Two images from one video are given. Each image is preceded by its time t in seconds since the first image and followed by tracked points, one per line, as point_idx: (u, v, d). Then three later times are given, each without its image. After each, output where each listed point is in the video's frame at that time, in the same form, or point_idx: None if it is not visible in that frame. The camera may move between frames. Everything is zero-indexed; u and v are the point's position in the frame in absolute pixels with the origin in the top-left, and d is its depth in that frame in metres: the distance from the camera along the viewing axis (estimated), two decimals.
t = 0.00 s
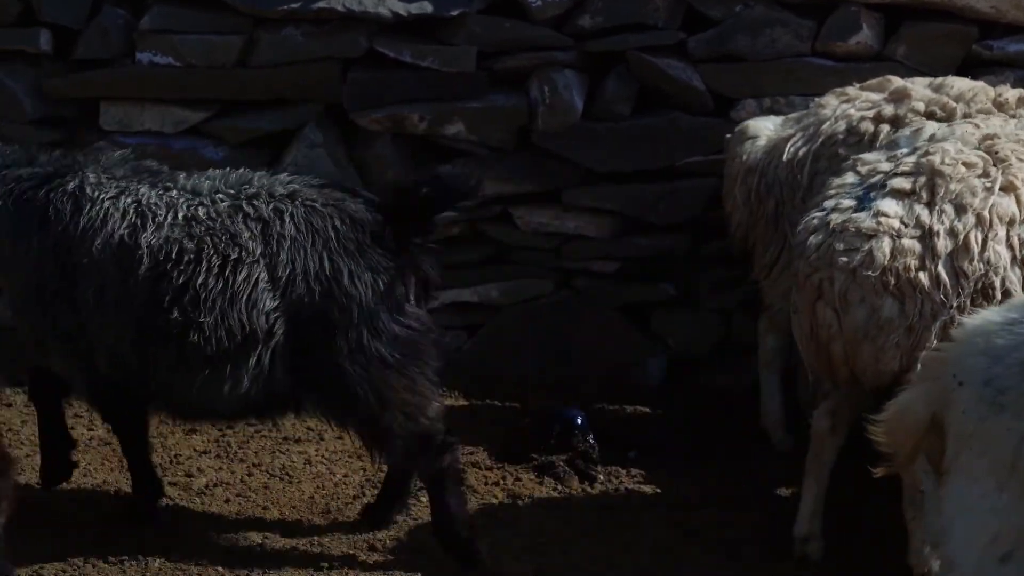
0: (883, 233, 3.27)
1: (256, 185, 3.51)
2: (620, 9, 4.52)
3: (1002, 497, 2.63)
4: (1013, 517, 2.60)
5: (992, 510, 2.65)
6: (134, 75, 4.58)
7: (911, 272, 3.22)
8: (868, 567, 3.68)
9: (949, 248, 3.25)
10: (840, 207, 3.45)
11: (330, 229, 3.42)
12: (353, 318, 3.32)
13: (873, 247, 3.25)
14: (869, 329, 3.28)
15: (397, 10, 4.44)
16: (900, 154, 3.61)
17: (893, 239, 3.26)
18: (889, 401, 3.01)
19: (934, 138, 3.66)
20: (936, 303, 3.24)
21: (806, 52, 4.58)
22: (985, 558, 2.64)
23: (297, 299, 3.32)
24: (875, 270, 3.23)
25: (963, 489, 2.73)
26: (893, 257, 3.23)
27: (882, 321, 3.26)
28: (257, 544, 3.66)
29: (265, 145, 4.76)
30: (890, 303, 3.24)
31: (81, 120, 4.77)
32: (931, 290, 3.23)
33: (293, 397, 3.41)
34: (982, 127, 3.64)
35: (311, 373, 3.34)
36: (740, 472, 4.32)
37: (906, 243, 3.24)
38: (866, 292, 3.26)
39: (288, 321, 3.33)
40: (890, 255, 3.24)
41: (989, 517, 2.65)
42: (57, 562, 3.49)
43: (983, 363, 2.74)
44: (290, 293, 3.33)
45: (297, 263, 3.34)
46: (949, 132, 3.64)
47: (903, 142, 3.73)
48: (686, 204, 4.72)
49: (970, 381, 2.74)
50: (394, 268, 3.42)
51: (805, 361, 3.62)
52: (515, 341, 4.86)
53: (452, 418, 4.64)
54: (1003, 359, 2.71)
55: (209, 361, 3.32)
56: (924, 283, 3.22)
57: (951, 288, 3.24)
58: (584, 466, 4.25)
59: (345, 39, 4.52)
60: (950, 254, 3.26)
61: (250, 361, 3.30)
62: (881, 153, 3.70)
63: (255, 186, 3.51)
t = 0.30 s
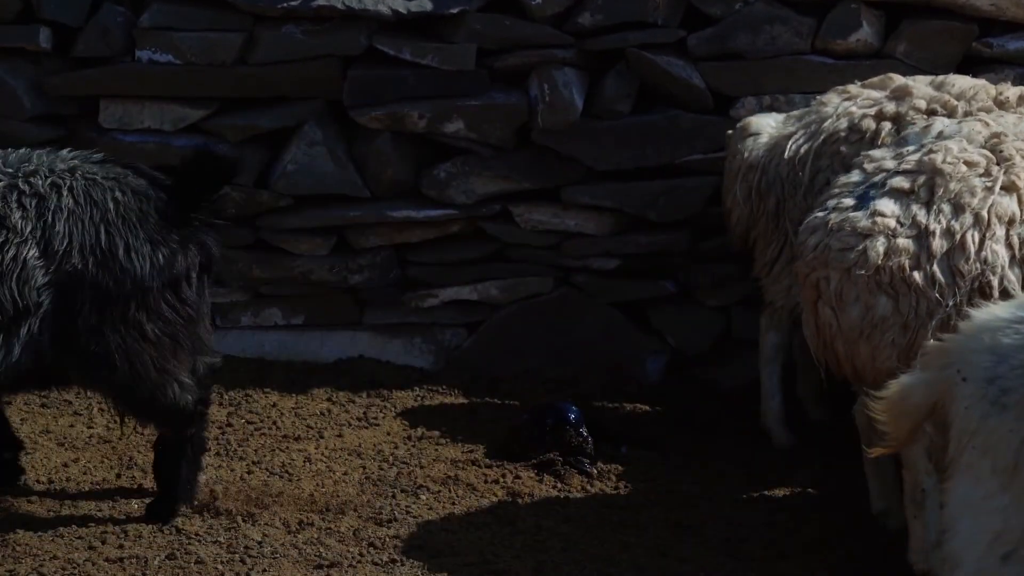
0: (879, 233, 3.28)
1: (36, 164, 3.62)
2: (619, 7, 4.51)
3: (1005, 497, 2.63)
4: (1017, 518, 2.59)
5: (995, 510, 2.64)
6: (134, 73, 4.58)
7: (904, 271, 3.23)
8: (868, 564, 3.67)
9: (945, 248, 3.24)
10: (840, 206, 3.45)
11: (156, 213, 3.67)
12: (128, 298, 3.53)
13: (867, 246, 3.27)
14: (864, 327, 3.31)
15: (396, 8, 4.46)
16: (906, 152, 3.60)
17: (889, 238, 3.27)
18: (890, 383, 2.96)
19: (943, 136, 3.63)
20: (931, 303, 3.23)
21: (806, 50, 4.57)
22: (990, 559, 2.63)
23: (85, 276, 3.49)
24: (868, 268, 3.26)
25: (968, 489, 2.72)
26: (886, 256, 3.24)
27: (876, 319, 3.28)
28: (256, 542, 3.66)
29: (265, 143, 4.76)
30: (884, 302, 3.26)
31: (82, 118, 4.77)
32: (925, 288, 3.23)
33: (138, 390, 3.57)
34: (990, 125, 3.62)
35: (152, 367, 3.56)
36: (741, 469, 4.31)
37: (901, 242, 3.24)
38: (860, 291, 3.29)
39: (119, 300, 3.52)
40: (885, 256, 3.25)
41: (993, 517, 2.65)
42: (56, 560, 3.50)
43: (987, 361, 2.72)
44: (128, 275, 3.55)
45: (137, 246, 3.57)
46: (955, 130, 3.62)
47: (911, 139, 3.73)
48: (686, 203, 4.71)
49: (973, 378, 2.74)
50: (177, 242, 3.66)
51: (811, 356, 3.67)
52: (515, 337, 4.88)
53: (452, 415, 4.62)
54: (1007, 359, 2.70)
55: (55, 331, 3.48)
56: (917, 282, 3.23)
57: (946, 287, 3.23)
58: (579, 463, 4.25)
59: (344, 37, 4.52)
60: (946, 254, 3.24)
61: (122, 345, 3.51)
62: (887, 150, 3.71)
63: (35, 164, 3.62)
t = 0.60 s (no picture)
0: (858, 227, 3.30)
1: None
2: (620, 9, 4.51)
3: (1008, 501, 2.63)
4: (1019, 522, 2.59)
5: (998, 514, 2.64)
6: (135, 75, 4.59)
7: (880, 262, 3.24)
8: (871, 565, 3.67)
9: (922, 242, 3.20)
10: (828, 198, 3.49)
11: None
12: None
13: (847, 238, 3.31)
14: (843, 318, 3.35)
15: (397, 9, 4.46)
16: (903, 146, 3.61)
17: (868, 232, 3.28)
18: (894, 381, 2.95)
19: (939, 133, 3.62)
20: (906, 295, 3.22)
21: (806, 52, 4.57)
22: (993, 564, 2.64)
23: None
24: (846, 259, 3.30)
25: (970, 492, 2.73)
26: (865, 248, 3.26)
27: (853, 311, 3.32)
28: (257, 544, 3.67)
29: (266, 145, 4.76)
30: (861, 294, 3.29)
31: (84, 120, 4.78)
32: (902, 281, 3.21)
33: None
34: (988, 123, 3.58)
35: None
36: (742, 471, 4.31)
37: (878, 235, 3.25)
38: (839, 283, 3.33)
39: None
40: (860, 248, 3.27)
41: (996, 522, 2.65)
42: (57, 561, 3.52)
43: (990, 365, 2.72)
44: None
45: None
46: (953, 126, 3.61)
47: (913, 134, 3.74)
48: (686, 204, 4.71)
49: (975, 381, 2.74)
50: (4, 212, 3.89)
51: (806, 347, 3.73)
52: (516, 339, 4.88)
53: (452, 416, 4.62)
54: (1011, 362, 2.70)
55: None
56: (890, 273, 3.22)
57: (922, 279, 3.19)
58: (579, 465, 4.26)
59: (345, 39, 4.53)
60: (924, 248, 3.20)
61: None
62: (888, 145, 3.72)
63: None
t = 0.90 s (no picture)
0: (865, 227, 3.29)
1: None
2: (624, 11, 4.51)
3: (1011, 505, 2.63)
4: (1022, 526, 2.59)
5: (1001, 517, 2.64)
6: (139, 77, 4.59)
7: (887, 262, 3.23)
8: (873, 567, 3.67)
9: (928, 243, 3.21)
10: (834, 200, 3.49)
11: None
12: None
13: (853, 240, 3.30)
14: (850, 320, 3.35)
15: (400, 12, 4.46)
16: (907, 147, 3.61)
17: (874, 232, 3.28)
18: (893, 381, 2.94)
19: (945, 135, 3.62)
20: (914, 296, 3.21)
21: (810, 54, 4.57)
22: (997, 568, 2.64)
23: None
24: (852, 261, 3.29)
25: (974, 495, 2.73)
26: (872, 249, 3.26)
27: (861, 311, 3.30)
28: (261, 546, 3.67)
29: (269, 147, 4.77)
30: (868, 295, 3.28)
31: (88, 122, 4.79)
32: (908, 282, 3.20)
33: None
34: (992, 125, 3.58)
35: None
36: (745, 473, 4.31)
37: (884, 236, 3.25)
38: (846, 284, 3.32)
39: None
40: (867, 249, 3.26)
41: (999, 526, 2.65)
42: (62, 562, 3.53)
43: (994, 367, 2.73)
44: None
45: None
46: (957, 128, 3.61)
47: (917, 136, 3.74)
48: (690, 207, 4.71)
49: (979, 384, 2.75)
50: None
51: (811, 349, 3.73)
52: (519, 341, 4.88)
53: (455, 418, 4.62)
54: (1015, 365, 2.70)
55: None
56: (896, 272, 3.21)
57: (929, 279, 3.19)
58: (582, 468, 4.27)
59: (348, 41, 4.53)
60: (930, 249, 3.20)
61: None
62: (892, 147, 3.72)
63: None
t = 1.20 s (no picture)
0: (887, 231, 3.29)
1: None
2: (641, 12, 4.50)
3: None
4: None
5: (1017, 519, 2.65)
6: (157, 78, 4.61)
7: (910, 266, 3.23)
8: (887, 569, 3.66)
9: (953, 246, 3.21)
10: (855, 203, 3.48)
11: None
12: None
13: (875, 243, 3.30)
14: (873, 323, 3.35)
15: (417, 13, 4.46)
16: (928, 149, 3.60)
17: (897, 236, 3.28)
18: (911, 382, 3.02)
19: (966, 137, 3.61)
20: (937, 300, 3.22)
21: (828, 55, 4.55)
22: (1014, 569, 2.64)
23: None
24: (875, 264, 3.29)
25: (991, 497, 2.75)
26: (895, 253, 3.26)
27: (884, 315, 3.31)
28: (279, 546, 3.69)
29: (287, 148, 4.78)
30: (891, 298, 3.28)
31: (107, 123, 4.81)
32: (932, 285, 3.22)
33: None
34: (1014, 125, 3.55)
35: None
36: (762, 475, 4.31)
37: (908, 239, 3.24)
38: (868, 287, 3.33)
39: None
40: (891, 252, 3.26)
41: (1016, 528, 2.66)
42: (81, 561, 3.55)
43: (1012, 369, 2.78)
44: None
45: None
46: (978, 130, 3.60)
47: (938, 138, 3.73)
48: (707, 208, 4.71)
49: (997, 385, 2.80)
50: None
51: (832, 352, 3.73)
52: (535, 343, 4.89)
53: (472, 419, 4.63)
54: None
55: None
56: (920, 276, 3.22)
57: (953, 283, 3.20)
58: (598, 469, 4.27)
59: (365, 42, 4.54)
60: (954, 252, 3.21)
61: None
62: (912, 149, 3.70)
63: None
